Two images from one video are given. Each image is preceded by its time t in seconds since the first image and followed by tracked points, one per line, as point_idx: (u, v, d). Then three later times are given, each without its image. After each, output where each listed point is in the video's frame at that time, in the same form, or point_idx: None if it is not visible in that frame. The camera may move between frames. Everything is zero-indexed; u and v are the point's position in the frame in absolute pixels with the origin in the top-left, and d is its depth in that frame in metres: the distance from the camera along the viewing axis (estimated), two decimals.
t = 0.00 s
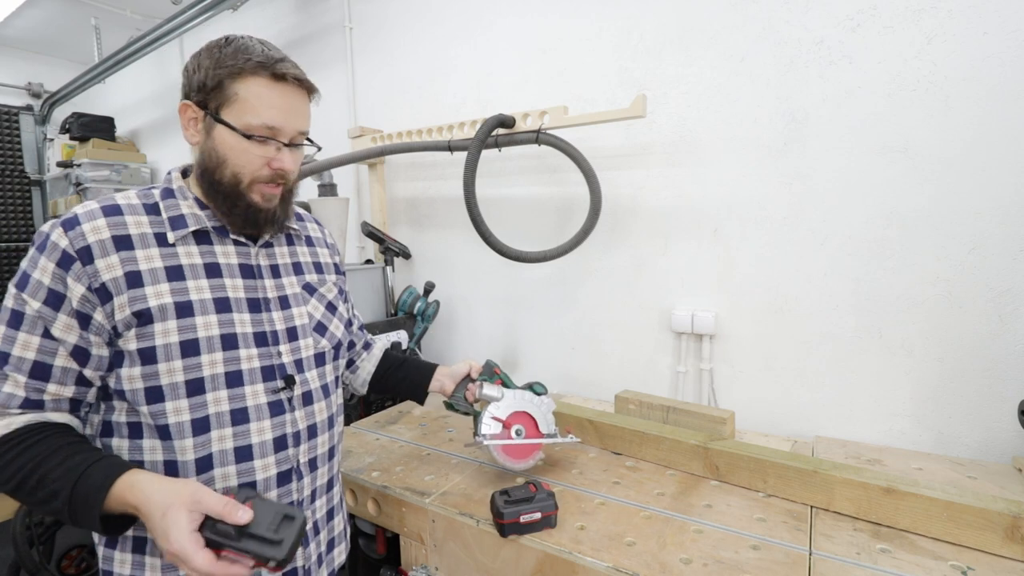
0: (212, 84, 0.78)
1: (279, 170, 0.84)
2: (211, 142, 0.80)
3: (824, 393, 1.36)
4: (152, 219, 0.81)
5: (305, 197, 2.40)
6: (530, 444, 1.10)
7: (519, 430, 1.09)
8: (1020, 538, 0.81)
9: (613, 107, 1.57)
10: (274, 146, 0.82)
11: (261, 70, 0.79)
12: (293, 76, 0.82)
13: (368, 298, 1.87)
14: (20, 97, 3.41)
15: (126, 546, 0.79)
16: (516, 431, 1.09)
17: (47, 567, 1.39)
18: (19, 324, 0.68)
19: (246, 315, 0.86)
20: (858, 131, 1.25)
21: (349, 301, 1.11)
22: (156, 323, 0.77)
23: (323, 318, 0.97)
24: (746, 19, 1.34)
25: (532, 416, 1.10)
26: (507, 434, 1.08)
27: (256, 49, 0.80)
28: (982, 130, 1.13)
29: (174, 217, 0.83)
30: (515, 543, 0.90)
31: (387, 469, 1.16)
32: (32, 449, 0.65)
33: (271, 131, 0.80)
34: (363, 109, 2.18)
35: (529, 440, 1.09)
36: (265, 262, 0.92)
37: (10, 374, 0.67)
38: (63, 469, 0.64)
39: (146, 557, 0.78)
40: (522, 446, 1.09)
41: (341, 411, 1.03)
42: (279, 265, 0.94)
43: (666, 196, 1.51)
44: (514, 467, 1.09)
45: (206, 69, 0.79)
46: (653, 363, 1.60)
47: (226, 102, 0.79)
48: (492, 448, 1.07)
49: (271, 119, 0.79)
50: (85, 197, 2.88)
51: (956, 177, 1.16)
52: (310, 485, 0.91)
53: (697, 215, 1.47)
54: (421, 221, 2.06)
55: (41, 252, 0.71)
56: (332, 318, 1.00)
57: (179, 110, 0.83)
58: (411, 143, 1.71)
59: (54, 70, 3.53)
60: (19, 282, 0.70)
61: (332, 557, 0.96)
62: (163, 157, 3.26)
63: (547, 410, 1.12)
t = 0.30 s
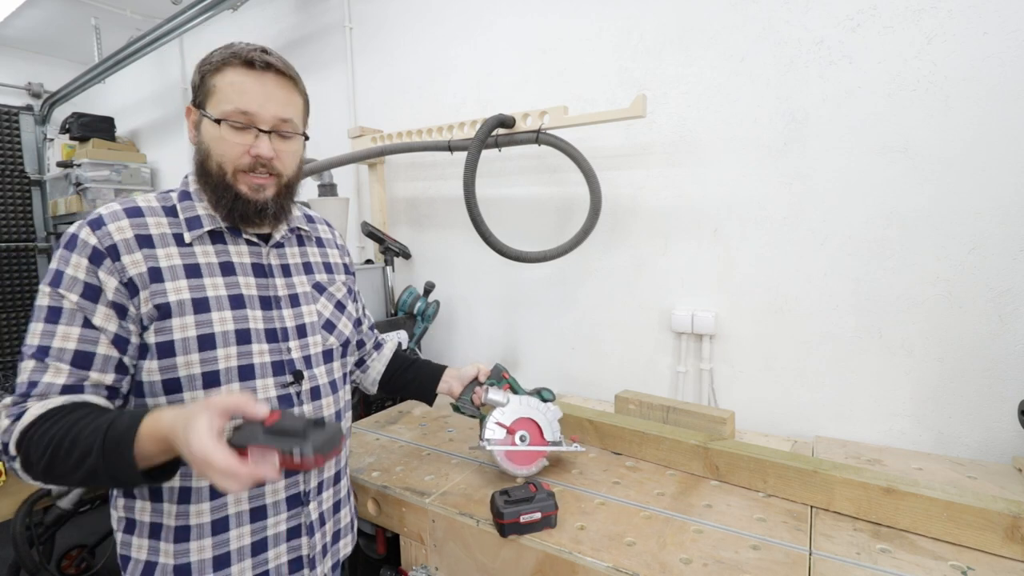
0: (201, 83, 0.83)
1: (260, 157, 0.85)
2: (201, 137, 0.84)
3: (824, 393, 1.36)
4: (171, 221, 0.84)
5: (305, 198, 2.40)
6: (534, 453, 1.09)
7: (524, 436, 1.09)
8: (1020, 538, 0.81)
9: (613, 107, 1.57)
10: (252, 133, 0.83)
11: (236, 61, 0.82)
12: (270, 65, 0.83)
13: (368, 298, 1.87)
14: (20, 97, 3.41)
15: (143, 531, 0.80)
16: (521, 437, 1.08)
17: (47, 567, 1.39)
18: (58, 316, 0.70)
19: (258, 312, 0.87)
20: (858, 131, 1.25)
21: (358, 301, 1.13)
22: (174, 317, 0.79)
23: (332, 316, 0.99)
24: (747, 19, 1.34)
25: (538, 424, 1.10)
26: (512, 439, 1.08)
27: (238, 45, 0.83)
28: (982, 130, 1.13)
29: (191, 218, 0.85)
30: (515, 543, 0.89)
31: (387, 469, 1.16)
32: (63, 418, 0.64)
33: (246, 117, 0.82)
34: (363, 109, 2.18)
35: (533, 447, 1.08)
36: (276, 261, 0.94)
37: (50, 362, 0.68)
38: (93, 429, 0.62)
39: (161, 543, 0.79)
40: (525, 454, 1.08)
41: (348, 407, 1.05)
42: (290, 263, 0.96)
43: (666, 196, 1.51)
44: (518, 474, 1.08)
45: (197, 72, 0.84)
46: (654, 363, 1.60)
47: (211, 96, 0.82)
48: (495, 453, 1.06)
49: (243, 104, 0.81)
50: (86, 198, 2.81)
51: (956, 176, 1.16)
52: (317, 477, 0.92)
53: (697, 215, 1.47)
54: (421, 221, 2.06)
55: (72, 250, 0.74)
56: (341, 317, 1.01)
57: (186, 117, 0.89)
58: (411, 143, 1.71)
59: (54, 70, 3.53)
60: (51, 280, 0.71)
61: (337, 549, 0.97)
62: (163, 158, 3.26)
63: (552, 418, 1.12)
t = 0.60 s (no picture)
0: (214, 88, 0.87)
1: (269, 147, 0.84)
2: (214, 136, 0.85)
3: (824, 393, 1.36)
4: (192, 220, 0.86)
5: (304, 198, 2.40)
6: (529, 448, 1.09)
7: (519, 432, 1.08)
8: (1020, 538, 0.81)
9: (613, 107, 1.57)
10: (261, 125, 0.84)
11: (247, 63, 0.86)
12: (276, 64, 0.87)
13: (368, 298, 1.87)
14: (20, 97, 3.41)
15: (162, 520, 0.80)
16: (516, 434, 1.08)
17: (47, 567, 1.39)
18: (88, 306, 0.71)
19: (275, 308, 0.89)
20: (858, 131, 1.25)
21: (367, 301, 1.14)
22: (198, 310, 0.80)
23: (343, 314, 1.01)
24: (746, 19, 1.34)
25: (533, 420, 1.10)
26: (506, 435, 1.07)
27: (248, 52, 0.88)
28: (982, 130, 1.13)
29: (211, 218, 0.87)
30: (515, 543, 0.90)
31: (387, 469, 1.16)
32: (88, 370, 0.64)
33: (255, 109, 0.83)
34: (363, 109, 2.18)
35: (528, 443, 1.08)
36: (291, 261, 0.95)
37: (80, 346, 0.68)
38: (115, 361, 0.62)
39: (179, 531, 0.79)
40: (521, 449, 1.08)
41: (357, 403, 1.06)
42: (304, 263, 0.97)
43: (666, 196, 1.51)
44: (514, 470, 1.08)
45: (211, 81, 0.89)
46: (654, 363, 1.60)
47: (222, 96, 0.85)
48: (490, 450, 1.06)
49: (251, 98, 0.83)
50: (85, 197, 2.85)
51: (956, 176, 1.16)
52: (328, 468, 0.93)
53: (697, 215, 1.47)
54: (421, 221, 2.06)
55: (100, 246, 0.75)
56: (351, 316, 1.03)
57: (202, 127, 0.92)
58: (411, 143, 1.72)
59: (54, 70, 3.54)
60: (79, 274, 0.72)
61: (347, 540, 0.98)
62: (163, 158, 3.27)
63: (548, 414, 1.11)
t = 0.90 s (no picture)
0: (236, 94, 0.88)
1: (294, 150, 0.85)
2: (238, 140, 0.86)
3: (825, 393, 1.36)
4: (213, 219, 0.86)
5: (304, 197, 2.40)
6: (530, 458, 1.07)
7: (519, 440, 1.08)
8: (1020, 538, 0.81)
9: (613, 107, 1.57)
10: (286, 129, 0.85)
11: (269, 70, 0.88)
12: (297, 72, 0.89)
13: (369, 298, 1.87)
14: (20, 98, 3.41)
15: (173, 512, 0.79)
16: (516, 441, 1.07)
17: (47, 567, 1.39)
18: (118, 297, 0.70)
19: (288, 305, 0.90)
20: (858, 131, 1.25)
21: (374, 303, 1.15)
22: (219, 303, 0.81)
23: (352, 313, 1.02)
24: (746, 19, 1.34)
25: (536, 429, 1.09)
26: (506, 442, 1.07)
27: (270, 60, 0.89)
28: (982, 130, 1.13)
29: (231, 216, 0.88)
30: (515, 543, 0.89)
31: (387, 469, 1.16)
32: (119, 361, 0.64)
33: (280, 114, 0.85)
34: (363, 109, 2.18)
35: (528, 451, 1.07)
36: (304, 260, 0.97)
37: (114, 334, 0.68)
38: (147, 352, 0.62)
39: (191, 522, 0.79)
40: (521, 458, 1.07)
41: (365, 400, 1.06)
42: (316, 263, 0.99)
43: (666, 197, 1.51)
44: (513, 477, 1.07)
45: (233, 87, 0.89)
46: (654, 363, 1.60)
47: (246, 101, 0.86)
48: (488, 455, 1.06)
49: (277, 103, 0.84)
50: (85, 197, 2.87)
51: (956, 176, 1.16)
52: (337, 463, 0.93)
53: (697, 215, 1.47)
54: (421, 221, 2.06)
55: (127, 240, 0.74)
56: (360, 315, 1.05)
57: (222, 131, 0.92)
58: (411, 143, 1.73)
59: (54, 70, 3.54)
60: (107, 267, 0.72)
61: (353, 537, 0.97)
62: (163, 158, 3.27)
63: (550, 423, 1.10)
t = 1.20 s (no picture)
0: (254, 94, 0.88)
1: (308, 152, 0.86)
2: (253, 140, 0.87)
3: (825, 393, 1.36)
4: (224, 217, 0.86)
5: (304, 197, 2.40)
6: (530, 458, 1.07)
7: (520, 440, 1.08)
8: (1020, 538, 0.81)
9: (613, 107, 1.57)
10: (301, 131, 0.85)
11: (286, 72, 0.88)
12: (315, 75, 0.89)
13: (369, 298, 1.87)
14: (20, 98, 3.41)
15: (177, 509, 0.79)
16: (516, 441, 1.08)
17: (47, 566, 1.39)
18: (129, 293, 0.70)
19: (296, 305, 0.90)
20: (858, 131, 1.25)
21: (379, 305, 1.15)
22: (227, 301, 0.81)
23: (358, 314, 1.02)
24: (746, 19, 1.34)
25: (536, 429, 1.09)
26: (506, 442, 1.07)
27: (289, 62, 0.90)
28: (982, 130, 1.13)
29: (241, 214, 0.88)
30: (515, 543, 0.89)
31: (387, 469, 1.16)
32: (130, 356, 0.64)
33: (296, 116, 0.85)
34: (363, 109, 2.18)
35: (528, 451, 1.07)
36: (312, 260, 0.97)
37: (123, 330, 0.68)
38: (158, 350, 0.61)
39: (195, 519, 0.79)
40: (521, 458, 1.07)
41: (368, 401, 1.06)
42: (324, 263, 0.99)
43: (666, 197, 1.51)
44: (513, 477, 1.07)
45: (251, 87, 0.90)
46: (654, 363, 1.60)
47: (264, 102, 0.86)
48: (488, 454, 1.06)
49: (294, 106, 0.85)
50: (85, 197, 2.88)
51: (955, 176, 1.16)
52: (341, 463, 0.93)
53: (697, 214, 1.47)
54: (421, 221, 2.06)
55: (139, 235, 0.75)
56: (365, 316, 1.05)
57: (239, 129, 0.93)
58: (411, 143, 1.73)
59: (54, 70, 3.53)
60: (119, 261, 0.72)
61: (354, 538, 0.97)
62: (162, 158, 3.27)
63: (550, 423, 1.11)
